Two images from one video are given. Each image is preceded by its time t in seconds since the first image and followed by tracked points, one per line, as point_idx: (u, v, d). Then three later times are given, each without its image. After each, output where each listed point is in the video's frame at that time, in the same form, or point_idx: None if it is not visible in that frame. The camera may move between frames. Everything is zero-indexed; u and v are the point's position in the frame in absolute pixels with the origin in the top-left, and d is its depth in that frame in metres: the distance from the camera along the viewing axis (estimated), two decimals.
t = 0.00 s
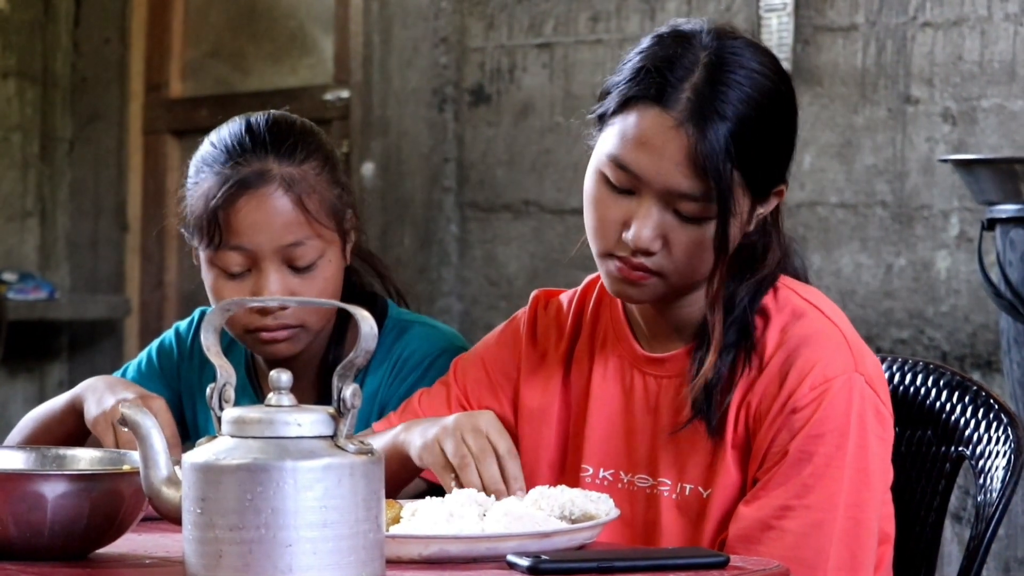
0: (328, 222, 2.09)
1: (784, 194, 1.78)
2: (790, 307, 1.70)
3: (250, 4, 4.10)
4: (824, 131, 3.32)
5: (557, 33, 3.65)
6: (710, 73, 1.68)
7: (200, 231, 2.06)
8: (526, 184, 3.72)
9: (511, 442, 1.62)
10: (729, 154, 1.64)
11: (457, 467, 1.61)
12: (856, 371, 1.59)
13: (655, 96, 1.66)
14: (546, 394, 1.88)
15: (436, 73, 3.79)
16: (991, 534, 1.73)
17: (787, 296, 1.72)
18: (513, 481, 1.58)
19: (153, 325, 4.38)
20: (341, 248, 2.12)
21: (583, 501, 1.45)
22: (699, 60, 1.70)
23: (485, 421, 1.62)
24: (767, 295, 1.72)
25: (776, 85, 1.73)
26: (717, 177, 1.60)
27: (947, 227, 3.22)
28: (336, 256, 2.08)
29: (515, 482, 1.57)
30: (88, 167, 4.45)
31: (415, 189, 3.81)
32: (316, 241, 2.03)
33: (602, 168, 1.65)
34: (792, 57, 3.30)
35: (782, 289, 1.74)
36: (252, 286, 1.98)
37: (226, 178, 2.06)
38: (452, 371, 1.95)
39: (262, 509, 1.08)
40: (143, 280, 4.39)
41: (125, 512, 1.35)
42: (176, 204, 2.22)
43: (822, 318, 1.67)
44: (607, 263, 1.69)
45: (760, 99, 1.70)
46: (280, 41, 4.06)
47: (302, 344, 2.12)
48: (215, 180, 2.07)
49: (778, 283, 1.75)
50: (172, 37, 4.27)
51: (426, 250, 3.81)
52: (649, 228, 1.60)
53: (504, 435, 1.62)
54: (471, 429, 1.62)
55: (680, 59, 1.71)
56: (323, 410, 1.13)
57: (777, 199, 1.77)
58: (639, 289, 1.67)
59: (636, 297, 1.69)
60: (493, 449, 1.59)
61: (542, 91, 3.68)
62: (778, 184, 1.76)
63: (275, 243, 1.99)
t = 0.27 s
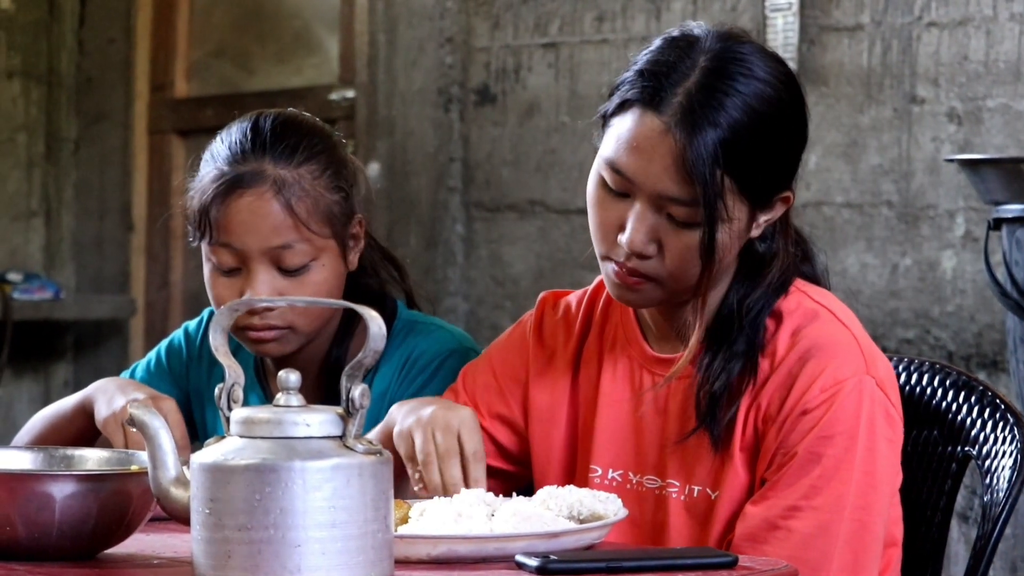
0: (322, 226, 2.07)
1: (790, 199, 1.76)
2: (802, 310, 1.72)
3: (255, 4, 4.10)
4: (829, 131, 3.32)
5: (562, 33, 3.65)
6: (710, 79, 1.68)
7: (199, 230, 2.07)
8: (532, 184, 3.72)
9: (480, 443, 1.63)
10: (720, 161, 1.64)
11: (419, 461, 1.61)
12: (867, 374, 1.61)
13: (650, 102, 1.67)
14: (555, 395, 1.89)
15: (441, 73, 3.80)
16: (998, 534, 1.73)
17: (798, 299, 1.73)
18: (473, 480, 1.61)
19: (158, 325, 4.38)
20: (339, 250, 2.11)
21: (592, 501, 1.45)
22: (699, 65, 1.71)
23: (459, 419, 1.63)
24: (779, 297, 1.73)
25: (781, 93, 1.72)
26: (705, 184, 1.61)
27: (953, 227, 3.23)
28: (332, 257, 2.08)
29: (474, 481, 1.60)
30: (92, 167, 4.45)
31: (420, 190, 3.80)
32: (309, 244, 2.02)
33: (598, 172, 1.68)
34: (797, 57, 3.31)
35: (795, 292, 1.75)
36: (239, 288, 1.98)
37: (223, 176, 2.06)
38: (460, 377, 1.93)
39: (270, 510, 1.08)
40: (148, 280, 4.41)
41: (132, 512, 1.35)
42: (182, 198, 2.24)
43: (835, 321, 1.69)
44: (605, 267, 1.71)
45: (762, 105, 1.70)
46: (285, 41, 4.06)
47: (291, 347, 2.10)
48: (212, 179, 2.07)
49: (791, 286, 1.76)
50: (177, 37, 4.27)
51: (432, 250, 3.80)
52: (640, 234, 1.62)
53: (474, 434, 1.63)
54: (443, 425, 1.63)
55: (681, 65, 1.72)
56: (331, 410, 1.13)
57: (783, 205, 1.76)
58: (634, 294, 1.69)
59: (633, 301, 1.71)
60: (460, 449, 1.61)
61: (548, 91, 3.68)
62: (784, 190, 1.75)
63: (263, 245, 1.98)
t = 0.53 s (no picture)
0: (322, 229, 2.07)
1: (793, 201, 1.77)
2: (809, 315, 1.72)
3: (261, 3, 4.11)
4: (835, 132, 3.32)
5: (568, 33, 3.65)
6: (704, 87, 1.68)
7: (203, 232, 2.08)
8: (538, 184, 3.72)
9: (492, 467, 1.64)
10: (715, 168, 1.64)
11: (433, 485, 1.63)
12: (873, 380, 1.61)
13: (646, 110, 1.67)
14: (564, 397, 1.89)
15: (447, 73, 3.80)
16: (1003, 536, 1.74)
17: (805, 304, 1.74)
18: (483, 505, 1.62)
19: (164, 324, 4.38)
20: (341, 254, 2.11)
21: (597, 502, 1.45)
22: (695, 72, 1.70)
23: (469, 443, 1.63)
24: (786, 303, 1.73)
25: (778, 96, 1.71)
26: (699, 193, 1.61)
27: (959, 228, 3.22)
28: (333, 262, 2.08)
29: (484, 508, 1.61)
30: (98, 166, 4.45)
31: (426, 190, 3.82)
32: (309, 247, 2.03)
33: (598, 181, 1.68)
34: (803, 58, 3.31)
35: (802, 297, 1.75)
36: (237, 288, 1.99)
37: (222, 178, 2.06)
38: (472, 378, 1.95)
39: (277, 510, 1.08)
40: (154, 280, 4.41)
41: (139, 512, 1.35)
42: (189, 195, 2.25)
43: (840, 326, 1.69)
44: (610, 274, 1.72)
45: (760, 111, 1.69)
46: (291, 41, 4.06)
47: (287, 351, 2.10)
48: (211, 182, 2.07)
49: (800, 291, 1.76)
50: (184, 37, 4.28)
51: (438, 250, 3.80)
52: (639, 243, 1.63)
53: (485, 458, 1.63)
54: (454, 448, 1.63)
55: (678, 72, 1.71)
56: (338, 411, 1.13)
57: (786, 207, 1.76)
58: (636, 301, 1.70)
59: (635, 308, 1.71)
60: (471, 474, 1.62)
61: (553, 91, 3.68)
62: (787, 192, 1.75)
63: (259, 247, 1.98)
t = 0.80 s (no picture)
0: (321, 238, 2.07)
1: (795, 203, 1.76)
2: (814, 320, 1.72)
3: (265, 5, 4.11)
4: (839, 134, 3.32)
5: (572, 35, 3.65)
6: (702, 90, 1.68)
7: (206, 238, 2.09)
8: (541, 186, 3.72)
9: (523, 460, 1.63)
10: (714, 172, 1.64)
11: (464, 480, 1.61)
12: (878, 387, 1.61)
13: (644, 115, 1.67)
14: (570, 400, 1.90)
15: (451, 75, 3.81)
16: (1006, 538, 1.74)
17: (810, 308, 1.74)
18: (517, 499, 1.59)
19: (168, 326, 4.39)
20: (342, 261, 2.11)
21: (601, 505, 1.45)
22: (692, 76, 1.70)
23: (499, 433, 1.63)
24: (792, 307, 1.73)
25: (777, 99, 1.71)
26: (698, 197, 1.61)
27: (962, 230, 3.22)
28: (332, 271, 2.08)
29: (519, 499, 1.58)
30: (102, 168, 4.46)
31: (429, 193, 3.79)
32: (308, 256, 2.03)
33: (598, 187, 1.69)
34: (806, 60, 3.30)
35: (807, 301, 1.75)
36: (236, 294, 2.00)
37: (222, 184, 2.07)
38: (478, 378, 1.95)
39: (281, 512, 1.08)
40: (158, 282, 4.40)
41: (143, 514, 1.35)
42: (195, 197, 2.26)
43: (845, 331, 1.69)
44: (613, 279, 1.72)
45: (758, 113, 1.69)
46: (294, 42, 4.06)
47: (287, 359, 2.11)
48: (212, 187, 2.08)
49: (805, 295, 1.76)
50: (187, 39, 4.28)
51: (441, 251, 3.80)
52: (640, 248, 1.64)
53: (516, 451, 1.62)
54: (485, 441, 1.63)
55: (676, 76, 1.71)
56: (342, 413, 1.13)
57: (789, 209, 1.76)
58: (638, 305, 1.70)
59: (638, 312, 1.72)
60: (503, 464, 1.60)
61: (557, 93, 3.68)
62: (788, 194, 1.75)
63: (258, 255, 1.99)
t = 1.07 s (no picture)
0: (320, 249, 2.07)
1: (798, 206, 1.76)
2: (820, 325, 1.72)
3: (269, 8, 4.11)
4: (843, 136, 3.32)
5: (576, 38, 3.65)
6: (700, 97, 1.68)
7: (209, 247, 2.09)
8: (545, 188, 3.72)
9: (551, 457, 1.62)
10: (715, 179, 1.64)
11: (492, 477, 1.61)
12: (884, 392, 1.61)
13: (644, 123, 1.67)
14: (579, 403, 1.90)
15: (455, 77, 3.81)
16: (1011, 540, 1.73)
17: (816, 313, 1.73)
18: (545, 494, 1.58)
19: (172, 328, 4.40)
20: (343, 271, 2.11)
21: (605, 508, 1.45)
22: (691, 83, 1.71)
23: (526, 431, 1.63)
24: (798, 313, 1.73)
25: (777, 104, 1.71)
26: (700, 204, 1.61)
27: (966, 232, 3.22)
28: (333, 281, 2.09)
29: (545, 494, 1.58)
30: (105, 170, 4.45)
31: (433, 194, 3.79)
32: (307, 267, 2.04)
33: (601, 196, 1.69)
34: (809, 63, 3.32)
35: (813, 305, 1.75)
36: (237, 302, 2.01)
37: (222, 193, 2.07)
38: (487, 378, 1.96)
39: (286, 515, 1.08)
40: (161, 284, 4.45)
41: (149, 517, 1.36)
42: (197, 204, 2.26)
43: (852, 336, 1.69)
44: (618, 287, 1.72)
45: (758, 119, 1.69)
46: (298, 44, 4.06)
47: (287, 360, 2.10)
48: (213, 196, 2.08)
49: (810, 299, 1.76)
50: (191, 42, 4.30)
51: (445, 253, 3.80)
52: (644, 256, 1.63)
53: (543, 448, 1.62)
54: (512, 437, 1.63)
55: (674, 83, 1.72)
56: (347, 416, 1.13)
57: (791, 212, 1.75)
58: (643, 312, 1.70)
59: (643, 319, 1.72)
60: (529, 459, 1.60)
61: (561, 95, 3.69)
62: (790, 196, 1.75)
63: (258, 266, 1.99)
